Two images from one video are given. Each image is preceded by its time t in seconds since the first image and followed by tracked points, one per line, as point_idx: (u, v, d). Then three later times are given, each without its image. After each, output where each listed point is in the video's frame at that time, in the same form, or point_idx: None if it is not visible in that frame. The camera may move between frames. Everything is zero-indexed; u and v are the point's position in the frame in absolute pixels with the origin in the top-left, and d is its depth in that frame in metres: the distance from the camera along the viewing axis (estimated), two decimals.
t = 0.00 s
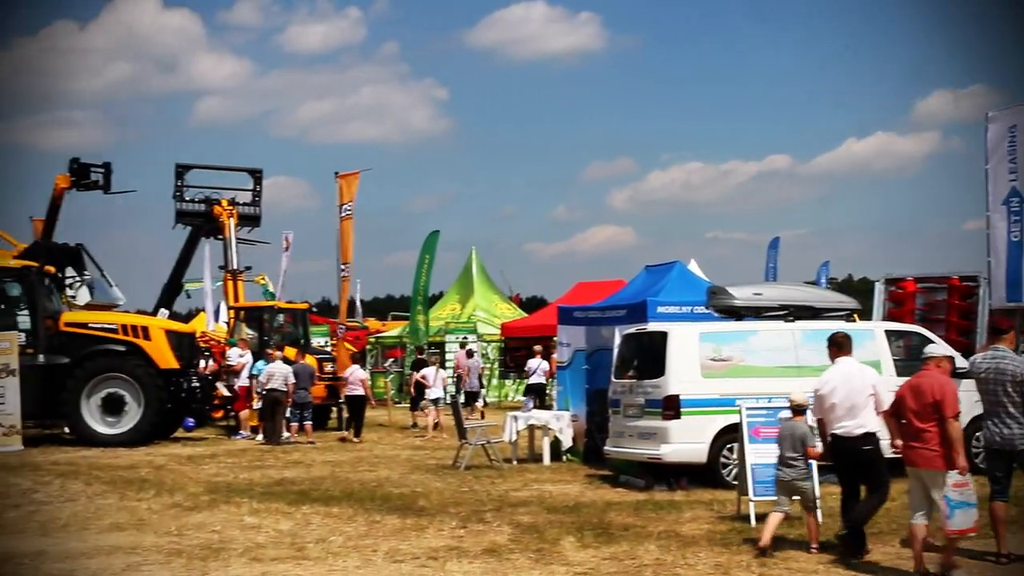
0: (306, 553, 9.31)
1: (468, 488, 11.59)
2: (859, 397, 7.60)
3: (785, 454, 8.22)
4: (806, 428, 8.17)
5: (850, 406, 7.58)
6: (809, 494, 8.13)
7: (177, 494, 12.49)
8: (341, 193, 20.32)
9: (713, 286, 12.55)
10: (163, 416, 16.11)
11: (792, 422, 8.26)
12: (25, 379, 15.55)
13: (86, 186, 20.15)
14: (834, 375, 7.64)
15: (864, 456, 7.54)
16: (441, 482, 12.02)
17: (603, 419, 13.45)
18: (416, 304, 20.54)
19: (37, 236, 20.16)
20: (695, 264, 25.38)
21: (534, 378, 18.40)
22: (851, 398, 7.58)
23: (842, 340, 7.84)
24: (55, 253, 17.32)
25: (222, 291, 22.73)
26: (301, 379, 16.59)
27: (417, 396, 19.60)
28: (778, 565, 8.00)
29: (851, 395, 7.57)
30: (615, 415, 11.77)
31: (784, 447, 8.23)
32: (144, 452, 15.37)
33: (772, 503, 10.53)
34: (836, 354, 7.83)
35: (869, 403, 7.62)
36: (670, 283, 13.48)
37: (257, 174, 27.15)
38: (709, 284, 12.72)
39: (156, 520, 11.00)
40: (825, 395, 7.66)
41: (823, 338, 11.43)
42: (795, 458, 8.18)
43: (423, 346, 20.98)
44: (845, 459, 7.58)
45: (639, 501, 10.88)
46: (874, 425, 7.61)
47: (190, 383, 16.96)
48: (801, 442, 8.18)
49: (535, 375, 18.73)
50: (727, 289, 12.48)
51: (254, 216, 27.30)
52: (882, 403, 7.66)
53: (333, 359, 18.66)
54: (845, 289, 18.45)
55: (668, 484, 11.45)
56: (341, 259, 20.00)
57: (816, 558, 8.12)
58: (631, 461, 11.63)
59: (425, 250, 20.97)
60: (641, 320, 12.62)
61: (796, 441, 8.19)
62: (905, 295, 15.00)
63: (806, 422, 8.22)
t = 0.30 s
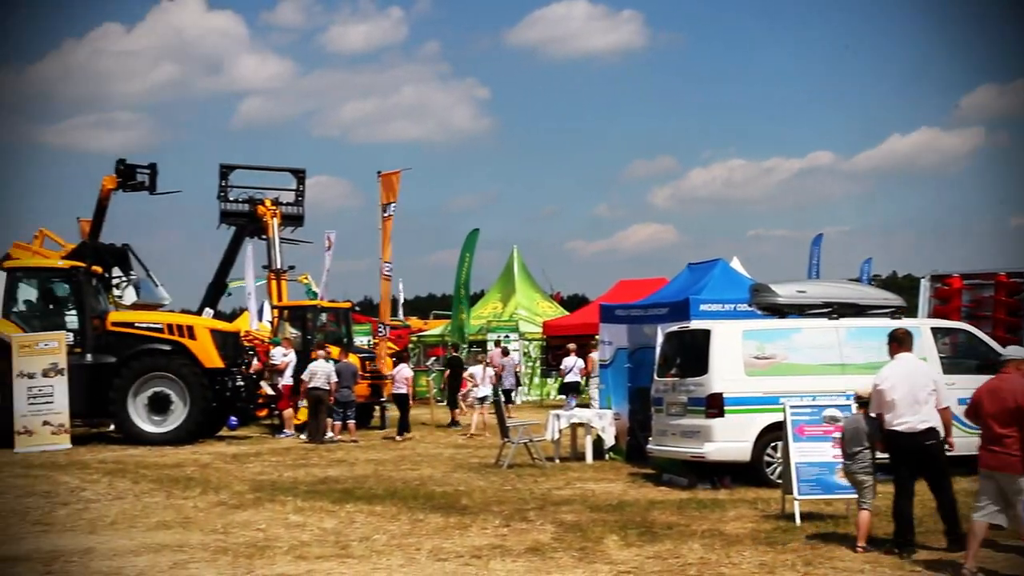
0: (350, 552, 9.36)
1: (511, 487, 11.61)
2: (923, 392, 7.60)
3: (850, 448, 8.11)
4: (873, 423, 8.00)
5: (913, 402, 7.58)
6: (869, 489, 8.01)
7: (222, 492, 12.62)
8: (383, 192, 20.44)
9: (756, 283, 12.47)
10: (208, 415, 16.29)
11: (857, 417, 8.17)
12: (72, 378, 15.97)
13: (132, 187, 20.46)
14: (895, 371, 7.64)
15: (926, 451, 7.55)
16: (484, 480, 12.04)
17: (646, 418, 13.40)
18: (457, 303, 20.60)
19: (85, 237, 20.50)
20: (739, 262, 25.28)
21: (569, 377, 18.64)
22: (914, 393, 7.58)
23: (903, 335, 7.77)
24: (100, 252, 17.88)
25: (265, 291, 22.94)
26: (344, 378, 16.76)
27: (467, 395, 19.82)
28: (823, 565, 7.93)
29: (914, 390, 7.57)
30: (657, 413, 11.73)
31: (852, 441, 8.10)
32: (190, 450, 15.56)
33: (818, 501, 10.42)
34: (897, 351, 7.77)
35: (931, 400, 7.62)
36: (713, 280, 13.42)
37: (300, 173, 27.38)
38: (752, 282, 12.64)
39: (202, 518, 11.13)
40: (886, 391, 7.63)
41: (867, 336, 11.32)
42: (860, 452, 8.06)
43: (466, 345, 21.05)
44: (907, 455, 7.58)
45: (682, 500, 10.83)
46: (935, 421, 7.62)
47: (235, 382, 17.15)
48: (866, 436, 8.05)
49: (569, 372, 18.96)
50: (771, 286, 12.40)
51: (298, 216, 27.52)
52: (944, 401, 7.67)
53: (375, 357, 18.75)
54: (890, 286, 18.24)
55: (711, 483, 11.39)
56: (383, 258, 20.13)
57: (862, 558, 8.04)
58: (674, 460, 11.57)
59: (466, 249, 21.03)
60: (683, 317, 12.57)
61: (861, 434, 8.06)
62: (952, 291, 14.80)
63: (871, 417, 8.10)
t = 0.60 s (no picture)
0: (391, 553, 9.42)
1: (551, 489, 11.61)
2: (992, 397, 7.57)
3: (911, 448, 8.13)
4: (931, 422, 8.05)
5: (983, 405, 7.55)
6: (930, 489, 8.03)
7: (264, 493, 12.75)
8: (424, 195, 20.55)
9: (797, 285, 12.39)
10: (250, 416, 16.40)
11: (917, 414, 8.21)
12: (117, 379, 16.24)
13: (175, 190, 20.73)
14: (964, 374, 7.65)
15: (993, 455, 7.51)
16: (524, 483, 12.06)
17: (687, 420, 13.35)
18: (496, 306, 20.64)
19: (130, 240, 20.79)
20: (780, 265, 25.13)
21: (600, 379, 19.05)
22: (984, 397, 7.56)
23: (976, 338, 7.80)
24: (145, 255, 18.17)
25: (307, 293, 23.13)
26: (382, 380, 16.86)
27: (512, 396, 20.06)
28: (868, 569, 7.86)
29: (983, 394, 7.56)
30: (698, 415, 11.69)
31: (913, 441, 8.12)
32: (232, 451, 15.71)
33: (860, 505, 10.33)
34: (971, 353, 7.79)
35: (999, 406, 7.57)
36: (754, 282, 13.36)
37: (341, 176, 27.58)
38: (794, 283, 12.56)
39: (244, 519, 11.25)
40: (955, 393, 7.62)
41: (910, 338, 11.20)
42: (920, 454, 8.08)
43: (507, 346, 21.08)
44: (974, 458, 7.53)
45: (723, 503, 10.78)
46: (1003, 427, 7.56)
47: (276, 384, 17.28)
48: (923, 436, 8.05)
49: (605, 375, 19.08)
50: (813, 288, 12.31)
51: (339, 218, 27.71)
52: (1012, 408, 7.62)
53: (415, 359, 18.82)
54: (934, 288, 18.05)
55: (752, 487, 11.31)
56: (423, 259, 20.24)
57: (907, 562, 7.96)
58: (715, 462, 11.52)
59: (505, 250, 21.08)
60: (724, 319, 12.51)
61: (917, 435, 8.06)
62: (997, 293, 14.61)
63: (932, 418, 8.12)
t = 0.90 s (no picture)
0: (434, 556, 9.48)
1: (593, 493, 11.62)
2: None
3: (975, 449, 8.12)
4: (998, 423, 8.09)
5: None
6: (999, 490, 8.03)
7: (309, 495, 12.88)
8: (465, 199, 20.64)
9: (842, 289, 12.27)
10: (293, 419, 16.53)
11: (983, 415, 8.22)
12: (164, 381, 16.49)
13: (220, 195, 20.99)
14: None
15: None
16: (566, 486, 12.07)
17: (731, 424, 13.30)
18: (538, 309, 20.68)
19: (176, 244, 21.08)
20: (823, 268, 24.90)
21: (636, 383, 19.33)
22: None
23: None
24: (190, 259, 18.42)
25: (350, 296, 23.32)
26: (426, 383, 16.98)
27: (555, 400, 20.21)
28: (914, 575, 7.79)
29: None
30: (741, 419, 11.64)
31: (977, 443, 8.13)
32: (276, 454, 15.88)
33: (907, 510, 10.24)
34: None
35: None
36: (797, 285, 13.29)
37: (383, 180, 27.77)
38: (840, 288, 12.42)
39: (289, 521, 11.38)
40: None
41: (958, 342, 11.06)
42: (984, 454, 8.09)
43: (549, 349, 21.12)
44: None
45: (767, 507, 10.73)
46: None
47: (320, 387, 17.42)
48: (989, 437, 8.06)
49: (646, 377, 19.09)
50: (858, 292, 12.19)
51: (381, 222, 27.91)
52: None
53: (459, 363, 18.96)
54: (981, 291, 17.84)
55: (797, 491, 11.25)
56: (466, 263, 20.37)
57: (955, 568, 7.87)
58: (758, 466, 11.47)
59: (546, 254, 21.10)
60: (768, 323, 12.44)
61: (983, 435, 8.09)
62: None
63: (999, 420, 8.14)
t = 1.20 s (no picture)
0: (477, 557, 9.53)
1: (637, 495, 11.61)
2: None
3: None
4: None
5: None
6: None
7: (353, 497, 12.99)
8: (510, 201, 20.70)
9: (889, 291, 12.13)
10: (337, 421, 16.67)
11: None
12: (210, 383, 16.69)
13: (265, 198, 21.23)
14: None
15: None
16: (610, 488, 12.06)
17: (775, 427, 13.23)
18: (580, 311, 20.68)
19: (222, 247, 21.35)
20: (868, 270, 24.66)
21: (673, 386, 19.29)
22: None
23: None
24: (235, 261, 18.68)
25: (393, 298, 23.48)
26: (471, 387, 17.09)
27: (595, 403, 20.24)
28: None
29: None
30: (786, 422, 11.56)
31: None
32: (320, 455, 16.02)
33: (955, 515, 10.11)
34: None
35: None
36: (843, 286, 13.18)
37: (426, 182, 27.91)
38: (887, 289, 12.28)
39: (334, 522, 11.49)
40: None
41: (1008, 345, 10.91)
42: None
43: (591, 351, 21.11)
44: None
45: (812, 511, 10.66)
46: None
47: (363, 388, 17.55)
48: None
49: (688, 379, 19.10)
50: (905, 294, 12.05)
51: (424, 224, 28.05)
52: None
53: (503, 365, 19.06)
54: None
55: (843, 495, 11.16)
56: (508, 265, 20.43)
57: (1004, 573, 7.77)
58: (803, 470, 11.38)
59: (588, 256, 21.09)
60: (814, 325, 12.34)
61: None
62: None
63: None
